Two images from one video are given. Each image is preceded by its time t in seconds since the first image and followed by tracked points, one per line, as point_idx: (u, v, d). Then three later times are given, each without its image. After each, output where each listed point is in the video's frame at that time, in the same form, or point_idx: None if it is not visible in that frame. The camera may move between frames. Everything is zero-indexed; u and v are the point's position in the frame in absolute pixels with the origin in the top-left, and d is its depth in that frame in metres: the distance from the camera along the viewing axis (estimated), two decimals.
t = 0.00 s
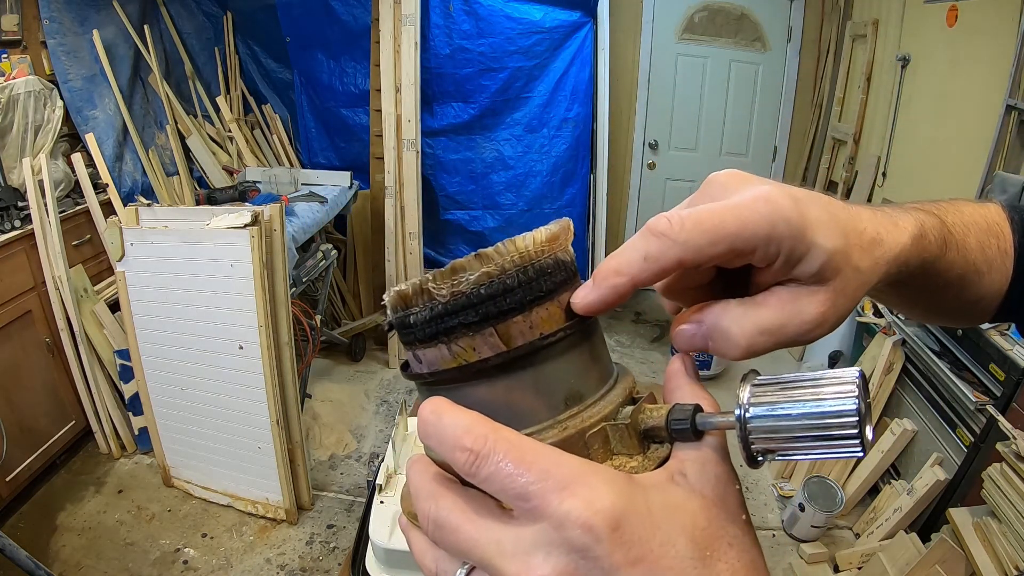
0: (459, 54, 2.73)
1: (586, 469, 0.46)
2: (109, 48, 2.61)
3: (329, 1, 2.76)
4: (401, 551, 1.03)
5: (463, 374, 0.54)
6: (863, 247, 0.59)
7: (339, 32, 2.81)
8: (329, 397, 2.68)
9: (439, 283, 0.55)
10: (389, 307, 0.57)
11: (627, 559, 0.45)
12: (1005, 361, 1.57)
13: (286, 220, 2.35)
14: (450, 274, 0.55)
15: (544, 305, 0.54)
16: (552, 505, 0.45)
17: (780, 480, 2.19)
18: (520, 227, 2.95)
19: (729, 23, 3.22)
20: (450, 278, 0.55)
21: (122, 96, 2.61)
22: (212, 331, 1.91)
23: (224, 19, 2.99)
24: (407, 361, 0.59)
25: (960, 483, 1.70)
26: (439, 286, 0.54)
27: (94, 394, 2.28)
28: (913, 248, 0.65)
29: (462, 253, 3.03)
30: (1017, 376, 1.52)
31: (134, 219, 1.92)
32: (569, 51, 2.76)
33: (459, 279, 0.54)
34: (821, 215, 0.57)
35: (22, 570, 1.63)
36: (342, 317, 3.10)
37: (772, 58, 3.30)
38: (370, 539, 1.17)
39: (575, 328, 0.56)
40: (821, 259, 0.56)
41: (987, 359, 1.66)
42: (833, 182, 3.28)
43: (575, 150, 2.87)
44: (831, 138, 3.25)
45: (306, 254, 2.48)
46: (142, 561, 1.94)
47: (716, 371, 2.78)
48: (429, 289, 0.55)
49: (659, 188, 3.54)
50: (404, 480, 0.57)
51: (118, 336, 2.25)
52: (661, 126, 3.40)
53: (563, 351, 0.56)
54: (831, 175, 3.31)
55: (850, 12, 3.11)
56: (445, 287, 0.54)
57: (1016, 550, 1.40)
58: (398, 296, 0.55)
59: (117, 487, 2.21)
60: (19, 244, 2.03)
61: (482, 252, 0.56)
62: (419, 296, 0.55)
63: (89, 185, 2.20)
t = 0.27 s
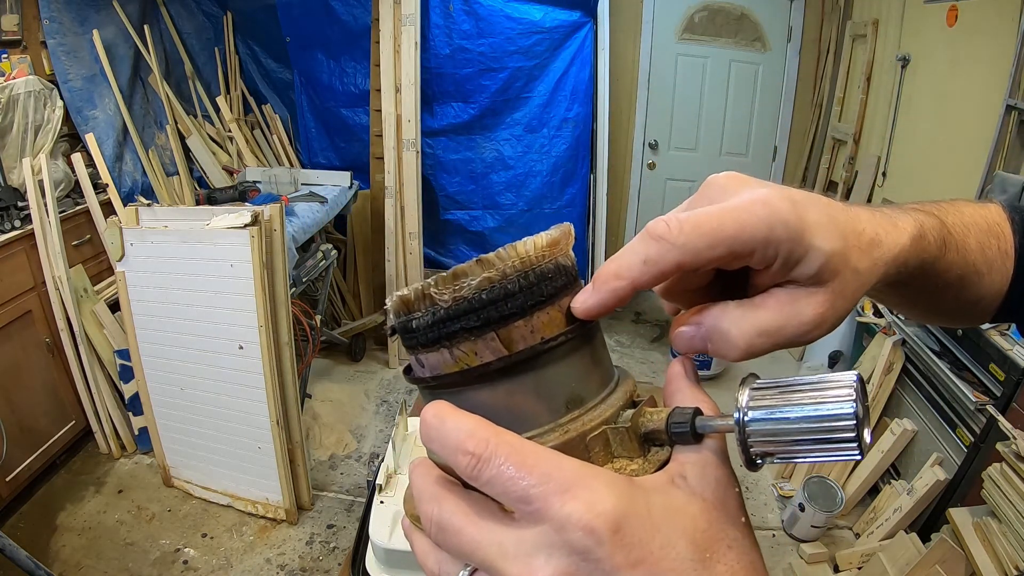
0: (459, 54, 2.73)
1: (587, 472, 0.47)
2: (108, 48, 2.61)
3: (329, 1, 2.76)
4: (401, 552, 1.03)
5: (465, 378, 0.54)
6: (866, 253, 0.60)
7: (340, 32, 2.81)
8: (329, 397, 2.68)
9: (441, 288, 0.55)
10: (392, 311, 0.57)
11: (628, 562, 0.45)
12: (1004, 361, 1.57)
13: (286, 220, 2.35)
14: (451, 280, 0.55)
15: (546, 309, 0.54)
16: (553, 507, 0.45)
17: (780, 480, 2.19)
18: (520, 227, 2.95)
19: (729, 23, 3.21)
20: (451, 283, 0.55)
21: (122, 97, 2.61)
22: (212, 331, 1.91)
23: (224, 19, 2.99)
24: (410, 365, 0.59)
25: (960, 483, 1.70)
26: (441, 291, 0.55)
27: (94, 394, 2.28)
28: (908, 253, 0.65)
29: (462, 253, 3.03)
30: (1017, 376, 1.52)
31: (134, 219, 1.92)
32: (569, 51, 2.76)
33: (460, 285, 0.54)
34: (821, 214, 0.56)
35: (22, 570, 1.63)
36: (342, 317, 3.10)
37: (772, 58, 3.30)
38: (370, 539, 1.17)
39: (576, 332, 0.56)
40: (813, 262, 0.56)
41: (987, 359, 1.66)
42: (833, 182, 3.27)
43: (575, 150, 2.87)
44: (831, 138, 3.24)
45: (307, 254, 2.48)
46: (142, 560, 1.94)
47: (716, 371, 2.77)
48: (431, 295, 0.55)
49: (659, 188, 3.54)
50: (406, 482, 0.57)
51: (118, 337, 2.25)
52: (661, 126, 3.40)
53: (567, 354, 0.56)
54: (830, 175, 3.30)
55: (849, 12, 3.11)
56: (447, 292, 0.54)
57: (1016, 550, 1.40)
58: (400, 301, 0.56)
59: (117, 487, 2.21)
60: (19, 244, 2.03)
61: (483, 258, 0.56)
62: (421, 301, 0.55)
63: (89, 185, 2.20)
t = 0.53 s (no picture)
0: (459, 54, 2.73)
1: (582, 472, 0.47)
2: (109, 48, 2.61)
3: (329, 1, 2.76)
4: (401, 551, 1.03)
5: (461, 379, 0.54)
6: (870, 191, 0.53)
7: (339, 32, 2.81)
8: (330, 397, 2.68)
9: (437, 289, 0.55)
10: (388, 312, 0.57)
11: (623, 563, 0.44)
12: (1004, 361, 1.57)
13: (286, 220, 2.35)
14: (447, 281, 0.55)
15: (542, 310, 0.55)
16: (548, 507, 0.45)
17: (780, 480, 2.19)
18: (520, 227, 2.95)
19: (729, 24, 3.21)
20: (447, 285, 0.55)
21: (122, 97, 2.61)
22: (212, 331, 1.91)
23: (224, 20, 2.99)
24: (406, 366, 0.59)
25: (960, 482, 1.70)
26: (437, 293, 0.54)
27: (94, 394, 2.28)
28: (912, 191, 0.63)
29: (462, 252, 3.03)
30: (1017, 376, 1.52)
31: (134, 219, 1.92)
32: (569, 51, 2.75)
33: (456, 286, 0.54)
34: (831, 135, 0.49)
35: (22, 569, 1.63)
36: (342, 317, 3.10)
37: (772, 59, 3.31)
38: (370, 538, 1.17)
39: (572, 334, 0.56)
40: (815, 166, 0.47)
41: (987, 359, 1.66)
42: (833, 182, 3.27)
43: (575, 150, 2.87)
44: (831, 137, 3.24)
45: (306, 254, 2.48)
46: (142, 560, 1.94)
47: (716, 371, 2.77)
48: (427, 296, 0.55)
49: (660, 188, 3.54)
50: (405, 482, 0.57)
51: (118, 336, 2.25)
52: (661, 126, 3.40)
53: (561, 354, 0.56)
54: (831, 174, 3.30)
55: (850, 12, 3.09)
56: (443, 294, 0.54)
57: (1016, 550, 1.40)
58: (396, 303, 0.55)
59: (117, 487, 2.21)
60: (19, 244, 2.04)
61: (479, 259, 0.55)
62: (417, 302, 0.55)
63: (89, 185, 2.20)
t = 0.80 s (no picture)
0: (459, 54, 2.73)
1: (594, 475, 0.47)
2: (108, 48, 2.61)
3: (329, 1, 2.76)
4: (402, 552, 1.03)
5: (471, 373, 0.54)
6: (840, 194, 0.58)
7: (339, 32, 2.81)
8: (329, 397, 2.68)
9: (450, 280, 0.54)
10: (399, 301, 0.56)
11: (634, 565, 0.45)
12: (1004, 361, 1.57)
13: (286, 220, 2.35)
14: (461, 272, 0.54)
15: (556, 305, 0.54)
16: (560, 509, 0.46)
17: (780, 480, 2.19)
18: (520, 226, 2.95)
19: (729, 23, 3.21)
20: (461, 276, 0.54)
21: (122, 96, 2.61)
22: (212, 332, 1.91)
23: (224, 19, 2.98)
24: (415, 356, 0.59)
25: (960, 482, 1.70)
26: (451, 284, 0.54)
27: (94, 394, 2.28)
28: (886, 187, 0.65)
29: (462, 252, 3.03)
30: (1016, 376, 1.53)
31: (134, 219, 1.92)
32: (569, 51, 2.75)
33: (471, 278, 0.54)
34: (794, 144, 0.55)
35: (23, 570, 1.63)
36: (342, 317, 3.10)
37: (772, 58, 3.31)
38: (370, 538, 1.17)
39: (585, 330, 0.55)
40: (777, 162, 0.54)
41: (987, 360, 1.66)
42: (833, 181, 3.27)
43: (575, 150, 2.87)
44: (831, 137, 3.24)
45: (306, 254, 2.48)
46: (142, 560, 1.94)
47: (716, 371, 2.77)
48: (440, 287, 0.54)
49: (659, 188, 3.54)
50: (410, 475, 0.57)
51: (118, 337, 2.24)
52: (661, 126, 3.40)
53: (573, 352, 0.55)
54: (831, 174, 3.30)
55: (849, 12, 3.10)
56: (457, 285, 0.54)
57: (1016, 550, 1.40)
58: (408, 292, 0.55)
59: (117, 487, 2.21)
60: (19, 244, 2.03)
61: (495, 251, 0.55)
62: (430, 292, 0.55)
63: (89, 185, 2.20)
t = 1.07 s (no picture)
0: (459, 54, 2.73)
1: (610, 467, 0.47)
2: (108, 48, 2.61)
3: (329, 1, 2.76)
4: (403, 551, 1.03)
5: (492, 359, 0.54)
6: (816, 191, 0.63)
7: (339, 32, 2.81)
8: (329, 397, 2.68)
9: (477, 265, 0.53)
10: (423, 281, 0.56)
11: (646, 558, 0.45)
12: (1004, 361, 1.57)
13: (286, 220, 2.35)
14: (489, 258, 0.53)
15: (579, 296, 0.54)
16: (576, 501, 0.46)
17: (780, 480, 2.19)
18: (520, 226, 2.95)
19: (729, 23, 3.21)
20: (489, 261, 0.53)
21: (122, 97, 2.61)
22: (212, 332, 1.91)
23: (224, 19, 2.98)
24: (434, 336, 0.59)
25: (960, 482, 1.70)
26: (477, 269, 0.53)
27: (94, 394, 2.28)
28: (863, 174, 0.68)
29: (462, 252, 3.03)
30: (1016, 376, 1.53)
31: (134, 219, 1.92)
32: (569, 52, 2.75)
33: (498, 264, 0.53)
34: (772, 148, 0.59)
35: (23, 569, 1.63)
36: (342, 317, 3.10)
37: (772, 59, 3.30)
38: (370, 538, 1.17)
39: (607, 323, 0.56)
40: (758, 159, 0.58)
41: (987, 359, 1.66)
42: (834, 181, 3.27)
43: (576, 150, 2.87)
44: (832, 137, 3.24)
45: (307, 254, 2.48)
46: (142, 561, 1.94)
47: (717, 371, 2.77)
48: (466, 271, 0.53)
49: (659, 189, 3.54)
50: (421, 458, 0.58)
51: (117, 337, 2.24)
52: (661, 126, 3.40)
53: (594, 344, 0.55)
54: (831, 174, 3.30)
55: (849, 12, 3.10)
56: (483, 270, 0.53)
57: (1016, 550, 1.40)
58: (432, 273, 0.55)
59: (117, 487, 2.21)
60: (19, 244, 2.03)
61: (524, 238, 0.54)
62: (455, 276, 0.54)
63: (89, 185, 2.20)
